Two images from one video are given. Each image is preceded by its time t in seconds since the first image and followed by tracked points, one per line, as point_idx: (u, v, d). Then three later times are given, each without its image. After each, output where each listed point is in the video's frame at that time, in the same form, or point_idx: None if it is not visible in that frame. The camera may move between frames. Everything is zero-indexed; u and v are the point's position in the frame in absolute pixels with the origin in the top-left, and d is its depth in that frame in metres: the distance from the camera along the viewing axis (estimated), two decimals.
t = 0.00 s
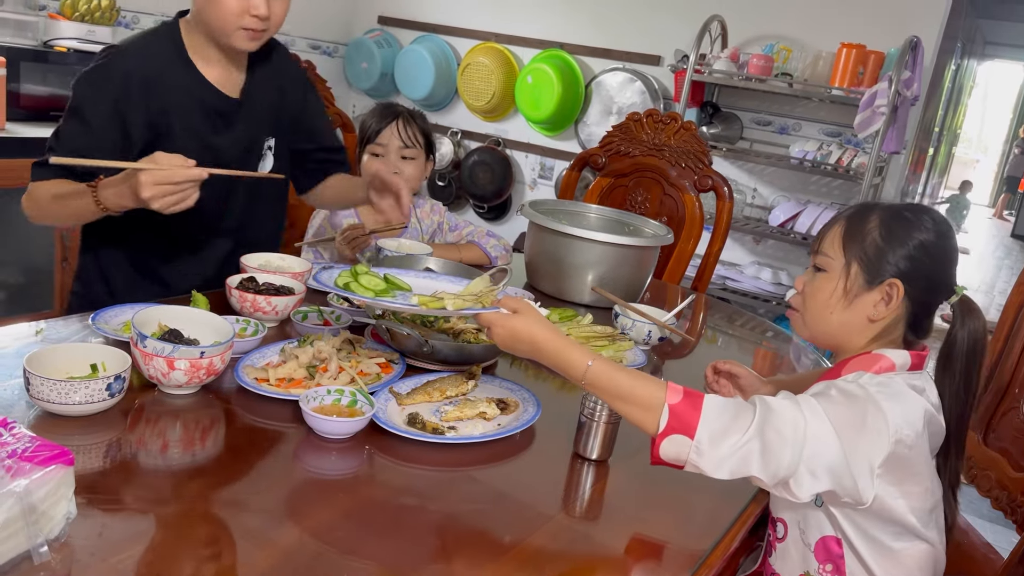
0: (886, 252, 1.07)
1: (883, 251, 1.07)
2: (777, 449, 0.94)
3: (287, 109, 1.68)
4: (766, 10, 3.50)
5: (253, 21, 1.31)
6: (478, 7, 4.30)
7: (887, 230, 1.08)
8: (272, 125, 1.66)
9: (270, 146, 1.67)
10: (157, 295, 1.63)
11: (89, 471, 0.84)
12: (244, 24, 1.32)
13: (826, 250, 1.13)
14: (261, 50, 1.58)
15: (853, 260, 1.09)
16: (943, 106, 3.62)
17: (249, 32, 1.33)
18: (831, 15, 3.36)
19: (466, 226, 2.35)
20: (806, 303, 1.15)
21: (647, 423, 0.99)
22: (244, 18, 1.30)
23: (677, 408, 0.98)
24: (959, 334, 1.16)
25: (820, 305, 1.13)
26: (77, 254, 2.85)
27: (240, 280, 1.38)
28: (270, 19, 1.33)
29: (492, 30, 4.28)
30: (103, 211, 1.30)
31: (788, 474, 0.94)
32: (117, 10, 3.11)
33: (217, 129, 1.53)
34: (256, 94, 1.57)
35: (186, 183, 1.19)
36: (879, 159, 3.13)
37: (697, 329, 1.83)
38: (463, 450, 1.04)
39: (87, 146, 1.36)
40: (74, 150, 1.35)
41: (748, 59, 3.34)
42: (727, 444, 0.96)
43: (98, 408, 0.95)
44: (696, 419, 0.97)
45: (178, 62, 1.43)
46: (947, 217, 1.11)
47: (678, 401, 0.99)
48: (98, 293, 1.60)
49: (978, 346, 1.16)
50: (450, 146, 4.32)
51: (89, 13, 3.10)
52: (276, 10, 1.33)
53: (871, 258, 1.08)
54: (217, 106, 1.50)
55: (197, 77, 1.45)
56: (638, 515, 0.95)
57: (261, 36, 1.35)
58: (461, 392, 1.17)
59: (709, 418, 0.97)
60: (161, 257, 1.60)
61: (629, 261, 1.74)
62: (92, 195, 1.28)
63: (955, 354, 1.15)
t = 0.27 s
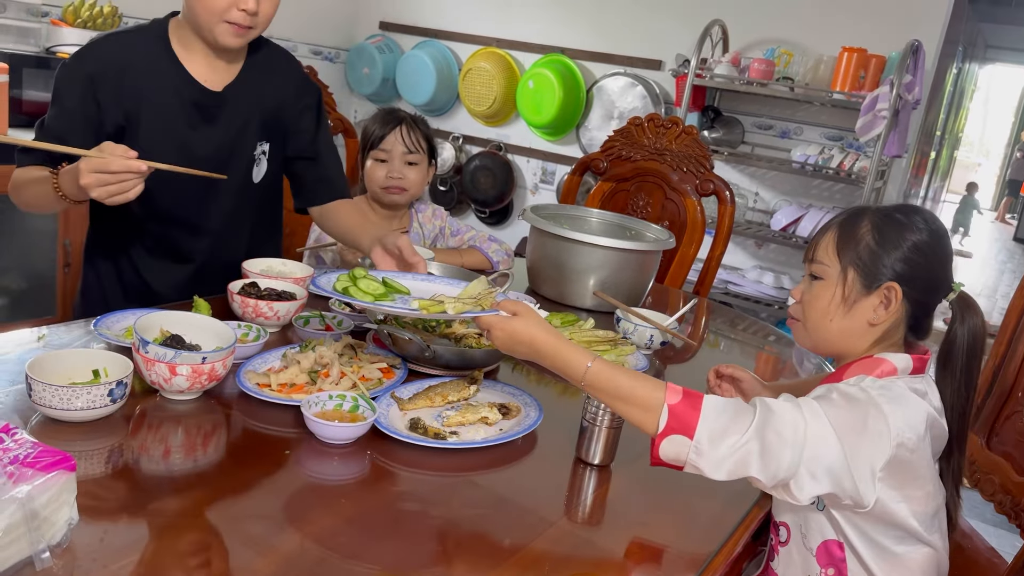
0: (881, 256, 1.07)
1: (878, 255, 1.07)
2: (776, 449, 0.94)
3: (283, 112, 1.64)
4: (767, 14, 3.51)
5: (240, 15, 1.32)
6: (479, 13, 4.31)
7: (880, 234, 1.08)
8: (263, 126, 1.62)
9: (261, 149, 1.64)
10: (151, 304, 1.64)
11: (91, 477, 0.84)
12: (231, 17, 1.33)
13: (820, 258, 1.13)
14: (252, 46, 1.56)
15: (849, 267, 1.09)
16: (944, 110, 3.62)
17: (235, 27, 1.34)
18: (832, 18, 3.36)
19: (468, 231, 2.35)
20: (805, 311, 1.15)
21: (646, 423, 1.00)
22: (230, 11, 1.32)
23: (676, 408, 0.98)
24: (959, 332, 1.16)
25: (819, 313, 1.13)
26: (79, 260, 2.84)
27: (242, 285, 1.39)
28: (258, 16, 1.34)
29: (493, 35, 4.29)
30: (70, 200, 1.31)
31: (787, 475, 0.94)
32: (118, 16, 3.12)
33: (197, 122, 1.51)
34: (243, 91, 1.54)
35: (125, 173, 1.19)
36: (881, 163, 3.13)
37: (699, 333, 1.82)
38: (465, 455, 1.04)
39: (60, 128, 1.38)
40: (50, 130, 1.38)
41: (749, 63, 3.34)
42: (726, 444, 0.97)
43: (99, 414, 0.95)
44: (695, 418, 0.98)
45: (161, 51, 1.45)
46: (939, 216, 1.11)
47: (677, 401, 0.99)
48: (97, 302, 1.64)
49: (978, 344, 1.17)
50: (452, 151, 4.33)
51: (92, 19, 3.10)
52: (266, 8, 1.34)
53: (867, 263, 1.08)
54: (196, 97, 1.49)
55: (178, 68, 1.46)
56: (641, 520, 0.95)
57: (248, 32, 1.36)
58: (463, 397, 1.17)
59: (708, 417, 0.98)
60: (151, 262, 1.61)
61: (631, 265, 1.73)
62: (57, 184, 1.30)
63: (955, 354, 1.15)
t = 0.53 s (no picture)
0: (877, 263, 1.07)
1: (875, 262, 1.07)
2: (769, 444, 0.94)
3: (279, 116, 1.64)
4: (767, 21, 3.52)
5: (228, 31, 1.34)
6: (480, 22, 4.33)
7: (877, 241, 1.08)
8: (260, 130, 1.62)
9: (258, 155, 1.64)
10: (151, 313, 1.64)
11: (92, 486, 0.84)
12: (219, 32, 1.34)
13: (817, 266, 1.12)
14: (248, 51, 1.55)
15: (846, 274, 1.09)
16: (945, 116, 3.62)
17: (221, 40, 1.36)
18: (832, 26, 3.37)
19: (469, 239, 2.35)
20: (804, 319, 1.14)
21: (637, 416, 1.00)
22: (220, 27, 1.33)
23: (668, 401, 0.99)
24: (958, 338, 1.16)
25: (817, 321, 1.12)
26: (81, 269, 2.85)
27: (244, 294, 1.39)
28: (247, 32, 1.35)
29: (494, 44, 4.30)
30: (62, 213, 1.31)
31: (779, 472, 0.94)
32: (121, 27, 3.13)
33: (192, 126, 1.52)
34: (238, 94, 1.54)
35: (101, 183, 1.19)
36: (882, 170, 3.13)
37: (701, 340, 1.82)
38: (467, 464, 1.04)
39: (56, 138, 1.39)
40: (48, 140, 1.39)
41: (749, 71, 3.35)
42: (717, 437, 0.97)
43: (101, 423, 0.95)
44: (686, 411, 0.98)
45: (154, 58, 1.45)
46: (935, 223, 1.12)
47: (669, 394, 1.00)
48: (96, 313, 1.64)
49: (978, 350, 1.17)
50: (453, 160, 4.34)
51: (94, 29, 3.12)
52: (255, 24, 1.36)
53: (864, 270, 1.07)
54: (189, 102, 1.49)
55: (172, 74, 1.46)
56: (642, 528, 0.94)
57: (234, 45, 1.38)
58: (465, 405, 1.17)
59: (700, 410, 0.98)
60: (150, 272, 1.61)
61: (632, 273, 1.74)
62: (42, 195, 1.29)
63: (955, 359, 1.15)
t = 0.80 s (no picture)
0: (886, 271, 1.07)
1: (882, 271, 1.07)
2: (777, 454, 0.94)
3: (270, 124, 1.67)
4: (766, 31, 3.53)
5: (216, 47, 1.35)
6: (481, 34, 4.35)
7: (885, 250, 1.08)
8: (254, 136, 1.64)
9: (253, 162, 1.66)
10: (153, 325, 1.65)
11: (94, 498, 0.84)
12: (207, 46, 1.35)
13: (825, 273, 1.12)
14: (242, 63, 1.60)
15: (854, 282, 1.09)
16: (945, 125, 3.62)
17: (207, 54, 1.37)
18: (831, 36, 3.39)
19: (471, 249, 2.35)
20: (811, 326, 1.14)
21: (650, 420, 1.00)
22: (208, 43, 1.34)
23: (683, 408, 0.98)
24: (963, 347, 1.15)
25: (824, 328, 1.12)
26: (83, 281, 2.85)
27: (245, 305, 1.39)
28: (235, 49, 1.37)
29: (495, 55, 4.32)
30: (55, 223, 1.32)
31: (788, 482, 0.94)
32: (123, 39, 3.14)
33: (189, 133, 1.53)
34: (229, 101, 1.57)
35: (92, 192, 1.20)
36: (882, 179, 3.14)
37: (703, 350, 1.82)
38: (469, 474, 1.04)
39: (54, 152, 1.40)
40: (45, 154, 1.39)
41: (749, 80, 3.36)
42: (727, 446, 0.96)
43: (102, 435, 0.95)
44: (699, 420, 0.97)
45: (148, 68, 1.46)
46: (943, 233, 1.12)
47: (683, 400, 0.98)
48: (96, 326, 1.65)
49: (983, 360, 1.16)
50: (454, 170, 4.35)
51: (96, 42, 3.13)
52: (245, 41, 1.37)
53: (872, 278, 1.07)
54: (186, 108, 1.50)
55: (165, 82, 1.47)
56: (645, 538, 0.94)
57: (219, 61, 1.40)
58: (467, 415, 1.17)
59: (713, 420, 0.97)
60: (152, 284, 1.62)
61: (634, 282, 1.74)
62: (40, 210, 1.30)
63: (961, 368, 1.15)
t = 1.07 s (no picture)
0: (903, 277, 1.06)
1: (900, 276, 1.06)
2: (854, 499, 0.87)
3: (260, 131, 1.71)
4: (765, 39, 3.55)
5: (239, 56, 1.39)
6: (481, 43, 4.37)
7: (904, 255, 1.07)
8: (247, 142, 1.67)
9: (246, 168, 1.69)
10: (156, 333, 1.65)
11: (94, 508, 0.84)
12: (231, 56, 1.39)
13: (842, 275, 1.12)
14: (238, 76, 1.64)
15: (871, 285, 1.08)
16: (944, 131, 3.63)
17: (229, 63, 1.41)
18: (830, 44, 3.40)
19: (471, 257, 2.35)
20: (824, 328, 1.14)
21: (736, 484, 0.89)
22: (232, 53, 1.37)
23: (774, 477, 0.87)
24: (975, 357, 1.15)
25: (837, 330, 1.12)
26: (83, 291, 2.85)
27: (246, 314, 1.39)
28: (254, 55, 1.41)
29: (495, 64, 4.34)
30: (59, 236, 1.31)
31: (858, 537, 0.88)
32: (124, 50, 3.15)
33: (188, 139, 1.54)
34: (225, 108, 1.59)
35: (98, 206, 1.20)
36: (882, 186, 3.14)
37: (703, 357, 1.82)
38: (469, 483, 1.04)
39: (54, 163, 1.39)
40: (43, 165, 1.39)
41: (748, 88, 3.37)
42: (820, 521, 0.87)
43: (103, 445, 0.95)
44: (791, 492, 0.86)
45: (144, 76, 1.47)
46: (963, 244, 1.11)
47: (774, 469, 0.88)
48: (95, 337, 1.64)
49: (994, 371, 1.16)
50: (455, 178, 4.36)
51: (97, 52, 3.15)
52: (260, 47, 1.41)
53: (889, 284, 1.07)
54: (185, 114, 1.52)
55: (163, 90, 1.48)
56: (647, 547, 0.94)
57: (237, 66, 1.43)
58: (467, 424, 1.17)
59: (808, 492, 0.86)
60: (153, 292, 1.62)
61: (634, 290, 1.74)
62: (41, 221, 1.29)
63: (971, 377, 1.15)
